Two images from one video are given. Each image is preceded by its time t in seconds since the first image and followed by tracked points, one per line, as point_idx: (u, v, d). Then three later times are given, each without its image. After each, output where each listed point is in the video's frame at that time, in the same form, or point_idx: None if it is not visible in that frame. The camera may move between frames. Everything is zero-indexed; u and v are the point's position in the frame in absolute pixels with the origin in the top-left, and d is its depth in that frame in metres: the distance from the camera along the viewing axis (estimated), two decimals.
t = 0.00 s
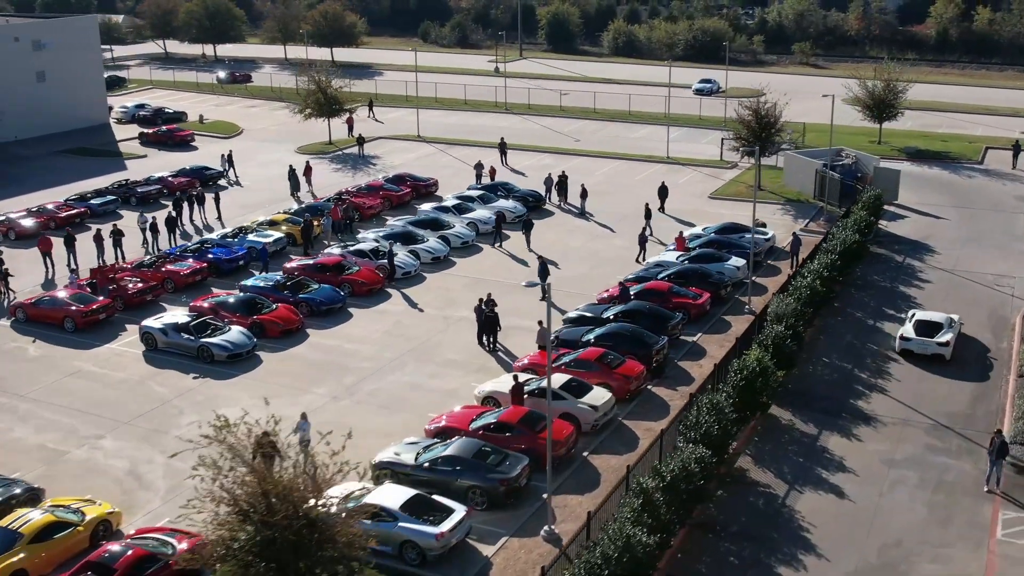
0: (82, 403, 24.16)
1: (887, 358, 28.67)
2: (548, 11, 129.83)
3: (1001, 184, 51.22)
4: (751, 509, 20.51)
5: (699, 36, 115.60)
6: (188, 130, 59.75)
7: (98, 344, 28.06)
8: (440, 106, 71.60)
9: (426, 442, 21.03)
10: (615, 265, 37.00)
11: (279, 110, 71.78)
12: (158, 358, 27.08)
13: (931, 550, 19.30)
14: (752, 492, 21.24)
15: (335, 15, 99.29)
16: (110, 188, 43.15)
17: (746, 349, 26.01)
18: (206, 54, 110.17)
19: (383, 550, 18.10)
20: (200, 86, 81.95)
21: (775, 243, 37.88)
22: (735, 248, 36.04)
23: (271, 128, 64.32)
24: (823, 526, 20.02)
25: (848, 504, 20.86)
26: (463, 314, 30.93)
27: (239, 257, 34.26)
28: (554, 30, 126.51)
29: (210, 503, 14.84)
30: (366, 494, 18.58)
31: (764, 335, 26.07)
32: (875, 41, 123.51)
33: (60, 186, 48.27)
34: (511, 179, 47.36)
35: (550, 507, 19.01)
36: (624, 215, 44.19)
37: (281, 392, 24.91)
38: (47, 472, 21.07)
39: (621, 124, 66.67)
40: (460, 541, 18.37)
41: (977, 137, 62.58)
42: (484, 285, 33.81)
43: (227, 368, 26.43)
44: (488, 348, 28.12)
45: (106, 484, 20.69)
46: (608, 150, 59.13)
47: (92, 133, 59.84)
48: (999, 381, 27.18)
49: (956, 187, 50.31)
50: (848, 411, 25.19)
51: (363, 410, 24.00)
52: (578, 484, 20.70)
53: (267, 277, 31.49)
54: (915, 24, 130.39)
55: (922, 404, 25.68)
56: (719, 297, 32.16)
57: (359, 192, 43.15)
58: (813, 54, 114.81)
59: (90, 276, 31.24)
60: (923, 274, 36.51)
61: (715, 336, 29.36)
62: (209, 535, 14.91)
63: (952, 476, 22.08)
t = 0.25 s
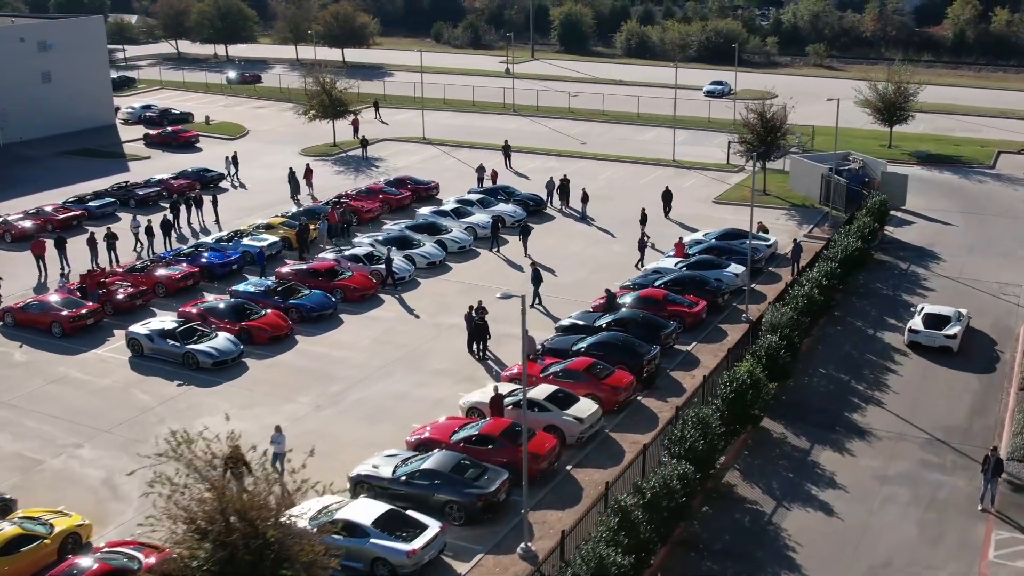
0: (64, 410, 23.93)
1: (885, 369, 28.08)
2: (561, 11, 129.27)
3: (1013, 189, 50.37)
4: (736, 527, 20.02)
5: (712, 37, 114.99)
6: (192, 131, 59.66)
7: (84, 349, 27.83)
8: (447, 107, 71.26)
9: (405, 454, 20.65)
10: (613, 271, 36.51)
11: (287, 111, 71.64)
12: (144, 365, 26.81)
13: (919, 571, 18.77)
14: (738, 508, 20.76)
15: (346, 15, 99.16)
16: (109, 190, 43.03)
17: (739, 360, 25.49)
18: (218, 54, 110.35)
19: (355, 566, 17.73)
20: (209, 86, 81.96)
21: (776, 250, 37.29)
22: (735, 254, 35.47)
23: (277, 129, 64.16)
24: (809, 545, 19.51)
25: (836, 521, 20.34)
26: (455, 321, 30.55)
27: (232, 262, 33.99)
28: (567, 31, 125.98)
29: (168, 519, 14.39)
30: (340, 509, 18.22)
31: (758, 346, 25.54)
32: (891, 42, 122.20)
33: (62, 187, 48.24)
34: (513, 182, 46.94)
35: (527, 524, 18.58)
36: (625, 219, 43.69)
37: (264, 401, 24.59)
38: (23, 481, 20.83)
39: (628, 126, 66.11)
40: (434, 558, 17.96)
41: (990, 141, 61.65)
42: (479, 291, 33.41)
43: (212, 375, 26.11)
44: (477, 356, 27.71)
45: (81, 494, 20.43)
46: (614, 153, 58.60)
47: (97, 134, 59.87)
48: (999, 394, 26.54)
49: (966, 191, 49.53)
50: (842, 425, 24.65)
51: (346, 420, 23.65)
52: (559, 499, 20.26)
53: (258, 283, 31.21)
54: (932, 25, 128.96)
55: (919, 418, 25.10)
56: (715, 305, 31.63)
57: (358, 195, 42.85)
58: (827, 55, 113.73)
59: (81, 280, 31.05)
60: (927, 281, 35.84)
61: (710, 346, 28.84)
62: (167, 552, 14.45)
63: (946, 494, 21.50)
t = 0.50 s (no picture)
0: (44, 418, 23.69)
1: (882, 381, 27.48)
2: (574, 12, 128.68)
3: None
4: (719, 545, 19.52)
5: (725, 39, 114.45)
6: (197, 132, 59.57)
7: (70, 355, 27.62)
8: (455, 109, 70.91)
9: (382, 468, 20.25)
10: (611, 277, 36.03)
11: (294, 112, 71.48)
12: (129, 371, 26.54)
13: None
14: (722, 526, 20.25)
15: (357, 15, 98.96)
16: (108, 192, 42.91)
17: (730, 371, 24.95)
18: (231, 54, 110.57)
19: None
20: (219, 87, 81.97)
21: (778, 256, 36.71)
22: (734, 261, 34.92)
23: (283, 130, 64.00)
24: (794, 565, 18.98)
25: (823, 541, 19.81)
26: (446, 329, 30.16)
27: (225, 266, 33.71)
28: (580, 32, 125.40)
29: (122, 538, 14.04)
30: (311, 524, 17.81)
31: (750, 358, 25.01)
32: (907, 44, 120.89)
33: (64, 189, 48.22)
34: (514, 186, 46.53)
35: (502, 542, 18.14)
36: (627, 224, 43.19)
37: (246, 410, 24.26)
38: None
39: (636, 129, 65.57)
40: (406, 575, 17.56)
41: (1003, 145, 60.73)
42: (472, 298, 33.01)
43: (196, 383, 25.79)
44: (466, 365, 27.30)
45: (54, 504, 20.16)
46: (619, 156, 58.08)
47: (103, 135, 59.89)
48: (998, 408, 25.90)
49: (975, 197, 48.75)
50: (834, 439, 24.08)
51: (328, 431, 23.30)
52: (538, 515, 19.83)
53: (249, 288, 30.91)
54: (949, 26, 127.54)
55: (914, 432, 24.50)
56: (711, 314, 31.11)
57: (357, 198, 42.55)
58: (841, 57, 112.64)
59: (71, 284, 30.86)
60: (931, 290, 35.18)
61: (703, 356, 28.32)
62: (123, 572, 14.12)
63: (938, 513, 20.92)
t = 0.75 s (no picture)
0: (26, 425, 23.47)
1: (880, 393, 26.86)
2: (587, 12, 127.99)
3: None
4: (701, 564, 19.02)
5: (739, 40, 113.52)
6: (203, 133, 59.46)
7: (56, 360, 27.42)
8: (462, 110, 70.52)
9: (359, 481, 19.86)
10: (609, 282, 35.52)
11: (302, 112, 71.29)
12: (115, 377, 26.29)
13: None
14: (706, 544, 19.75)
15: (368, 16, 98.73)
16: (108, 194, 42.79)
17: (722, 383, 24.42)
18: (243, 54, 110.67)
19: None
20: (228, 87, 81.95)
21: (779, 263, 36.11)
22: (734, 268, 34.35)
23: (289, 131, 63.83)
24: None
25: (808, 560, 19.27)
26: (438, 335, 29.75)
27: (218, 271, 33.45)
28: (593, 33, 124.73)
29: (75, 555, 13.76)
30: (279, 541, 17.48)
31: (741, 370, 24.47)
32: (923, 45, 119.47)
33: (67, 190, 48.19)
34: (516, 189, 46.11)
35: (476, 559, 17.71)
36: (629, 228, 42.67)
37: (229, 418, 23.94)
38: None
39: (644, 132, 64.96)
40: None
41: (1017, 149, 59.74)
42: (467, 304, 32.60)
43: (180, 390, 25.50)
44: (455, 373, 26.90)
45: (28, 513, 19.91)
46: (626, 158, 57.53)
47: (109, 135, 59.89)
48: (998, 422, 25.25)
49: (985, 202, 47.94)
50: (826, 453, 23.52)
51: (310, 440, 22.94)
52: (517, 532, 19.39)
53: (240, 293, 30.63)
54: (967, 27, 125.97)
55: (909, 447, 23.89)
56: (708, 322, 30.57)
57: (356, 201, 42.25)
58: (857, 59, 111.45)
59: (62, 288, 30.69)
60: (936, 298, 34.50)
61: (698, 366, 27.79)
62: None
63: (930, 531, 20.33)
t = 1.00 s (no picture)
0: (7, 432, 23.27)
1: (877, 406, 26.25)
2: (602, 13, 127.27)
3: None
4: None
5: (754, 41, 112.56)
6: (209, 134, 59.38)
7: (43, 365, 27.23)
8: (471, 112, 70.12)
9: (335, 494, 19.47)
10: (608, 288, 35.03)
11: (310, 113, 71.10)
12: (101, 383, 26.04)
13: None
14: (689, 562, 19.26)
15: (380, 17, 98.49)
16: (108, 196, 42.67)
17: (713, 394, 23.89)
18: (257, 54, 110.70)
19: None
20: (239, 87, 81.91)
21: (782, 271, 35.51)
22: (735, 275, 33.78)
23: (296, 133, 63.66)
24: None
25: None
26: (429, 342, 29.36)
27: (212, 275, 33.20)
28: (607, 34, 124.04)
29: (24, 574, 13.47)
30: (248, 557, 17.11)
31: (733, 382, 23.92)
32: (942, 47, 117.94)
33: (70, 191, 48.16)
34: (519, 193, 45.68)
35: None
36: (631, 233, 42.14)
37: (211, 427, 23.65)
38: None
39: (653, 134, 64.35)
40: None
41: None
42: (461, 310, 32.20)
43: (165, 398, 25.21)
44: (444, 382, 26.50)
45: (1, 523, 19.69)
46: (633, 161, 56.96)
47: (116, 136, 59.90)
48: (997, 438, 24.60)
49: (997, 207, 47.09)
50: (819, 469, 22.94)
51: (291, 450, 22.61)
52: (495, 549, 18.94)
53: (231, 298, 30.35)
54: (988, 28, 124.30)
55: (905, 463, 23.28)
56: (704, 331, 30.04)
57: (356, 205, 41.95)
58: (874, 60, 110.21)
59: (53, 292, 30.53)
60: (941, 307, 33.84)
61: (692, 376, 27.27)
62: None
63: (921, 552, 19.75)
